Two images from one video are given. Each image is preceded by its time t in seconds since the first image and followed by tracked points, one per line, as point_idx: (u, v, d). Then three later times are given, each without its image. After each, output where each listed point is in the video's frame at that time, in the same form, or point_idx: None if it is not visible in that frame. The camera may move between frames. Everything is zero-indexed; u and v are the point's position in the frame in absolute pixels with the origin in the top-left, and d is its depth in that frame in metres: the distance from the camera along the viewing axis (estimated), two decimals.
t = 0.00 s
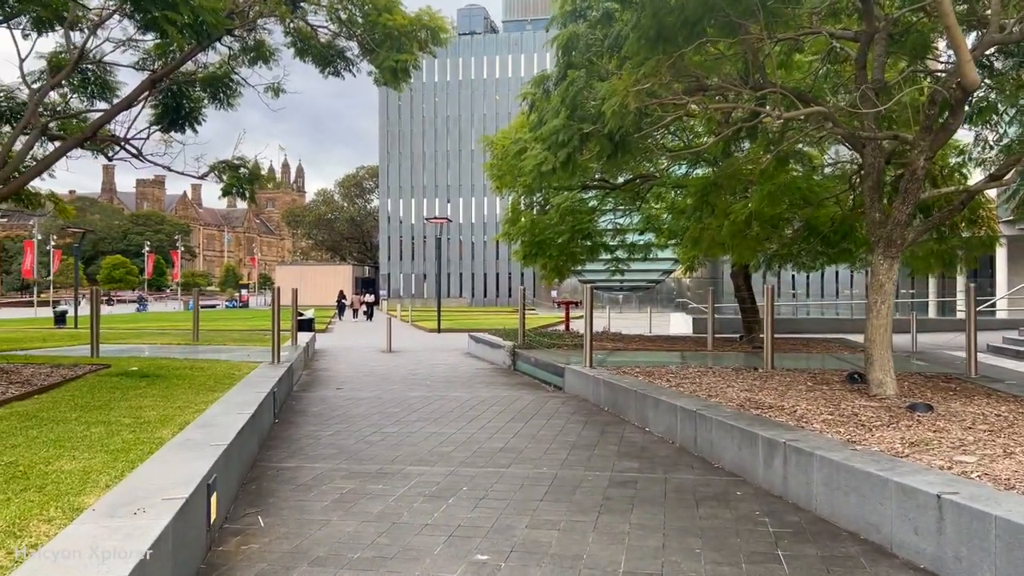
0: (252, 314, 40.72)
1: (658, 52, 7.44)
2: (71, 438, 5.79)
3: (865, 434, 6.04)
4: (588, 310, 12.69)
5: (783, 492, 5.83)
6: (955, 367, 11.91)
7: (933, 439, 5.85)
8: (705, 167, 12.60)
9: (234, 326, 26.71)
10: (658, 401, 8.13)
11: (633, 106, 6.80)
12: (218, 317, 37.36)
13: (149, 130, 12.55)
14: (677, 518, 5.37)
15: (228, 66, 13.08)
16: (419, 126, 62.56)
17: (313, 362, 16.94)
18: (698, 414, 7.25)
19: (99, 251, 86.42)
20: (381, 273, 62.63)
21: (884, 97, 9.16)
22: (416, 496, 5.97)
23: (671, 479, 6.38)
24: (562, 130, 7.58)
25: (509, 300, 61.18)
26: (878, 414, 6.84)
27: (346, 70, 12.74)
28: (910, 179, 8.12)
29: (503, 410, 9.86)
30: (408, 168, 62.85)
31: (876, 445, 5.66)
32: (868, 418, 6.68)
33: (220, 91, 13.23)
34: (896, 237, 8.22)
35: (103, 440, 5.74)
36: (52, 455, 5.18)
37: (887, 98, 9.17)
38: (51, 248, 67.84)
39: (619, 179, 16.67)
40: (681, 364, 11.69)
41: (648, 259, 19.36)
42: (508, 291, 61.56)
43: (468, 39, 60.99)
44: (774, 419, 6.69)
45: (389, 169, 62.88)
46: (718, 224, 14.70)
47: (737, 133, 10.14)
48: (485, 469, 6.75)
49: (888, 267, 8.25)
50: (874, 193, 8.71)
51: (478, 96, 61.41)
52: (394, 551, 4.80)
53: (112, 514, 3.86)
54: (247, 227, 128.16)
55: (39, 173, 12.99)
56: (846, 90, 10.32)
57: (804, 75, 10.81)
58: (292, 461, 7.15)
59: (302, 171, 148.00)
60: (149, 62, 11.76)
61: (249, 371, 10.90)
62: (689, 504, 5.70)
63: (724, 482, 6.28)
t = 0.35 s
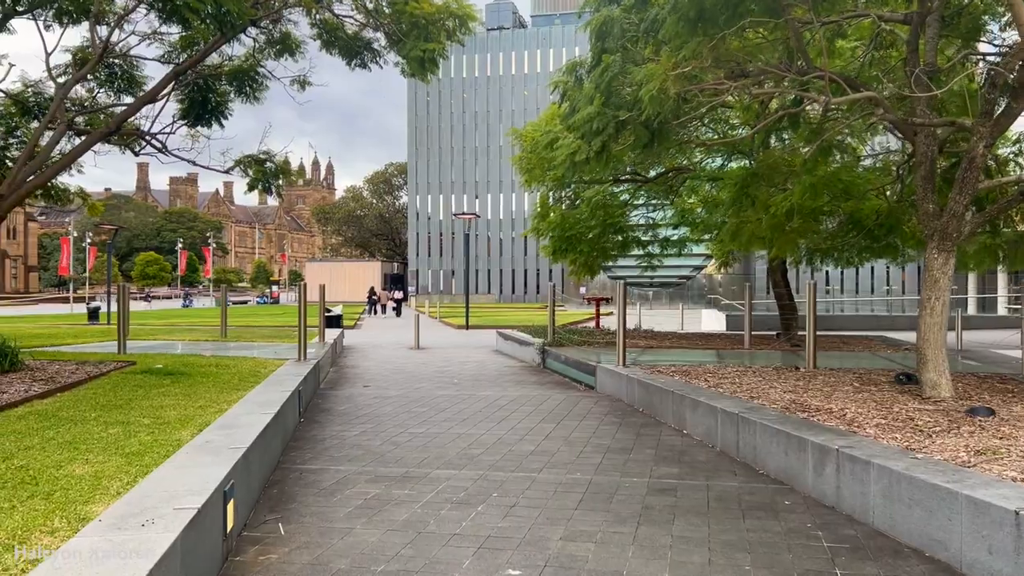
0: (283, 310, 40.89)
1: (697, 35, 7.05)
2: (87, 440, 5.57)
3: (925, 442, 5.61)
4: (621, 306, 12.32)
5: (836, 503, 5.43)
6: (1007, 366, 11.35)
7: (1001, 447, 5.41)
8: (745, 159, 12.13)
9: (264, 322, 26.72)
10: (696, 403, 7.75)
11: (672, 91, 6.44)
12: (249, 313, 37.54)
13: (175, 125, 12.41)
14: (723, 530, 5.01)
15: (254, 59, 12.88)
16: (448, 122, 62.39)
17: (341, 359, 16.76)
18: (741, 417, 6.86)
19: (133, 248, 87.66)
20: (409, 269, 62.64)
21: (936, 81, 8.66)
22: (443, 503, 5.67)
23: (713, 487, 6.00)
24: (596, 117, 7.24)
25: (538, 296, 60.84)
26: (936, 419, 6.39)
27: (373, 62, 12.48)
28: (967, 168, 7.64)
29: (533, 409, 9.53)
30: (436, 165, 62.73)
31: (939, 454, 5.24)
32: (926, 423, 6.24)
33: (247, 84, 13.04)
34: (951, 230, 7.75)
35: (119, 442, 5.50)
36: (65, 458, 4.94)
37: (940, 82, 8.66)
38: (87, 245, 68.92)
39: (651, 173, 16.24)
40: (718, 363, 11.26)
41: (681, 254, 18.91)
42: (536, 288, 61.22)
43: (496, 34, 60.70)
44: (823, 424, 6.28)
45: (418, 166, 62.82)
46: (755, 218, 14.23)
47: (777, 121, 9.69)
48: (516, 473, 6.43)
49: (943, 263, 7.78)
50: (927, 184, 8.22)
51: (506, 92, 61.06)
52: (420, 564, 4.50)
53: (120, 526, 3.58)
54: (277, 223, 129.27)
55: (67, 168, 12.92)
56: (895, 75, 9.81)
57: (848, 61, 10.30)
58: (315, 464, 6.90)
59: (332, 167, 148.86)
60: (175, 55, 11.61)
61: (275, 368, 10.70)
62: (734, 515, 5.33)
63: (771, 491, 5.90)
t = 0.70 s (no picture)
0: (313, 303, 40.95)
1: (742, 13, 6.66)
2: (106, 439, 5.37)
3: (993, 447, 5.20)
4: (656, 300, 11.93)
5: (896, 512, 5.05)
6: None
7: None
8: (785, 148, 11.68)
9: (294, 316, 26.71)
10: (739, 402, 7.37)
11: (717, 71, 6.08)
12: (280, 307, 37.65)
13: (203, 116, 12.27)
14: (775, 542, 4.66)
15: (282, 50, 12.70)
16: (476, 116, 62.10)
17: (370, 354, 16.58)
18: (788, 418, 6.49)
19: (166, 242, 88.76)
20: (438, 264, 62.58)
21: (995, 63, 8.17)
22: (475, 507, 5.38)
23: (760, 493, 5.65)
24: (635, 101, 6.90)
25: (566, 291, 60.43)
26: (1001, 423, 5.97)
27: (402, 51, 12.22)
28: None
29: (567, 408, 9.21)
30: (465, 159, 62.51)
31: (1011, 462, 4.83)
32: (991, 427, 5.82)
33: (274, 76, 12.87)
34: (1013, 221, 7.29)
35: (138, 440, 5.29)
36: (80, 459, 4.73)
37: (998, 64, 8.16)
38: (121, 239, 69.87)
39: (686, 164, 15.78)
40: (759, 360, 10.84)
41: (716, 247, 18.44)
42: (565, 282, 60.80)
43: (525, 27, 60.30)
44: (879, 427, 5.88)
45: (446, 160, 62.66)
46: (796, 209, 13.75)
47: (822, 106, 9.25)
48: (551, 476, 6.12)
49: (1004, 256, 7.32)
50: (986, 171, 7.78)
51: (535, 85, 60.58)
52: (451, 575, 4.21)
53: (131, 537, 3.35)
54: (307, 218, 130.23)
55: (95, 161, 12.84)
56: (947, 58, 9.30)
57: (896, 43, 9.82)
58: (342, 463, 6.65)
59: (361, 162, 149.49)
60: (201, 46, 11.45)
61: (302, 364, 10.50)
62: (787, 525, 4.97)
63: (824, 498, 5.52)
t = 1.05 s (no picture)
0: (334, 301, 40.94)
1: None
2: (111, 443, 5.14)
3: None
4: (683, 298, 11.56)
5: (951, 527, 4.68)
6: None
7: None
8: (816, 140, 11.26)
9: (313, 314, 26.57)
10: (774, 406, 7.02)
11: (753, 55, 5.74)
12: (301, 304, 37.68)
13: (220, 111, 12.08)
14: (820, 560, 4.32)
15: (299, 43, 12.48)
16: (496, 112, 61.81)
17: (389, 352, 16.35)
18: (827, 424, 6.13)
19: (189, 240, 89.41)
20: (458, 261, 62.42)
21: None
22: (497, 518, 5.08)
23: (800, 504, 5.30)
24: (665, 89, 6.58)
25: (586, 288, 60.04)
26: None
27: (421, 43, 11.94)
28: None
29: (591, 409, 8.88)
30: (485, 155, 62.26)
31: None
32: None
33: (292, 69, 12.65)
34: None
35: (144, 445, 5.05)
36: (81, 466, 4.49)
37: None
38: (145, 237, 70.46)
39: (711, 158, 15.39)
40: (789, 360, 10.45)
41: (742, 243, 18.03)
42: (585, 279, 60.42)
43: (546, 22, 59.89)
44: (927, 434, 5.51)
45: (466, 157, 62.44)
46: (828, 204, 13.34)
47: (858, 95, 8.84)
48: (576, 484, 5.81)
49: None
50: None
51: (556, 81, 60.14)
52: None
53: (126, 557, 3.08)
54: (328, 216, 130.70)
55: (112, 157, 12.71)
56: (992, 43, 8.85)
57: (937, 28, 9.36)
58: (358, 468, 6.38)
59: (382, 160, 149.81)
60: (217, 39, 11.25)
61: (318, 363, 10.27)
62: (832, 541, 4.62)
63: (870, 511, 5.16)
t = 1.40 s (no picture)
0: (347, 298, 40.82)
1: None
2: (105, 449, 4.88)
3: None
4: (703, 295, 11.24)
5: (1000, 544, 4.34)
6: None
7: None
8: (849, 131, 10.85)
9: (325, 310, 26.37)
10: (802, 409, 6.67)
11: (782, 36, 5.41)
12: (314, 300, 37.58)
13: (228, 103, 11.85)
14: None
15: (309, 34, 12.20)
16: (510, 107, 61.44)
17: (401, 349, 16.11)
18: (861, 428, 5.79)
19: (204, 236, 89.67)
20: (471, 257, 62.22)
21: None
22: (511, 530, 4.78)
23: (834, 517, 4.96)
24: (687, 75, 6.26)
25: (600, 284, 59.72)
26: None
27: (433, 34, 11.65)
28: None
29: (608, 411, 8.57)
30: (498, 151, 61.92)
31: None
32: None
33: (301, 61, 12.39)
34: None
35: (139, 452, 4.78)
36: (69, 476, 4.23)
37: None
38: (160, 233, 70.69)
39: (730, 151, 15.03)
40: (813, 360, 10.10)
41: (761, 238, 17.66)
42: (599, 275, 60.07)
43: (560, 16, 59.45)
44: (970, 441, 5.15)
45: (480, 153, 62.13)
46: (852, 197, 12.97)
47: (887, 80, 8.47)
48: (595, 493, 5.51)
49: None
50: None
51: (569, 75, 59.68)
52: None
53: None
54: (342, 212, 130.87)
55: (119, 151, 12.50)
56: None
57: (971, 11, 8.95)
58: (366, 474, 6.10)
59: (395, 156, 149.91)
60: (225, 30, 11.02)
61: (328, 361, 10.02)
62: (872, 559, 4.29)
63: (910, 525, 4.81)
